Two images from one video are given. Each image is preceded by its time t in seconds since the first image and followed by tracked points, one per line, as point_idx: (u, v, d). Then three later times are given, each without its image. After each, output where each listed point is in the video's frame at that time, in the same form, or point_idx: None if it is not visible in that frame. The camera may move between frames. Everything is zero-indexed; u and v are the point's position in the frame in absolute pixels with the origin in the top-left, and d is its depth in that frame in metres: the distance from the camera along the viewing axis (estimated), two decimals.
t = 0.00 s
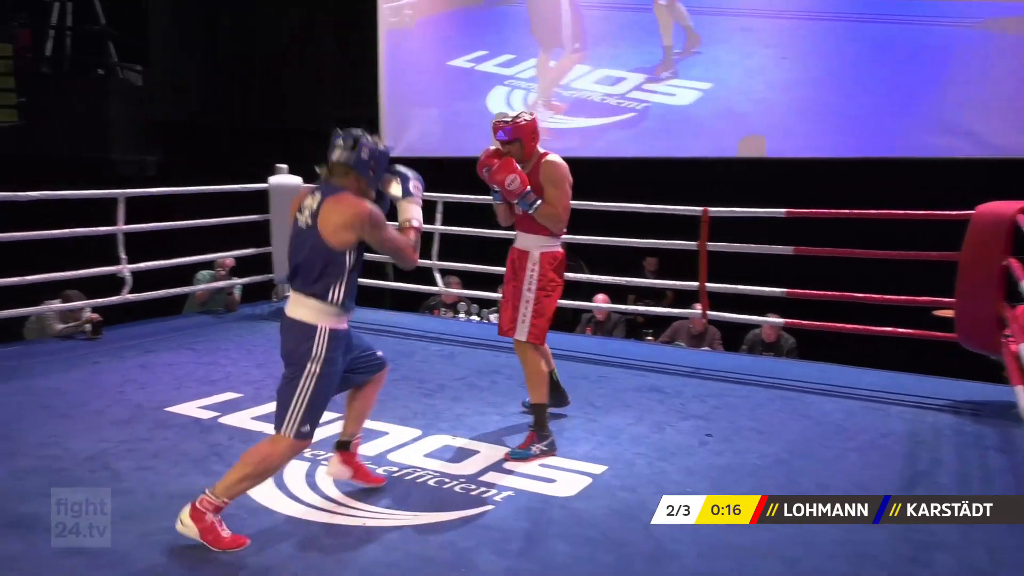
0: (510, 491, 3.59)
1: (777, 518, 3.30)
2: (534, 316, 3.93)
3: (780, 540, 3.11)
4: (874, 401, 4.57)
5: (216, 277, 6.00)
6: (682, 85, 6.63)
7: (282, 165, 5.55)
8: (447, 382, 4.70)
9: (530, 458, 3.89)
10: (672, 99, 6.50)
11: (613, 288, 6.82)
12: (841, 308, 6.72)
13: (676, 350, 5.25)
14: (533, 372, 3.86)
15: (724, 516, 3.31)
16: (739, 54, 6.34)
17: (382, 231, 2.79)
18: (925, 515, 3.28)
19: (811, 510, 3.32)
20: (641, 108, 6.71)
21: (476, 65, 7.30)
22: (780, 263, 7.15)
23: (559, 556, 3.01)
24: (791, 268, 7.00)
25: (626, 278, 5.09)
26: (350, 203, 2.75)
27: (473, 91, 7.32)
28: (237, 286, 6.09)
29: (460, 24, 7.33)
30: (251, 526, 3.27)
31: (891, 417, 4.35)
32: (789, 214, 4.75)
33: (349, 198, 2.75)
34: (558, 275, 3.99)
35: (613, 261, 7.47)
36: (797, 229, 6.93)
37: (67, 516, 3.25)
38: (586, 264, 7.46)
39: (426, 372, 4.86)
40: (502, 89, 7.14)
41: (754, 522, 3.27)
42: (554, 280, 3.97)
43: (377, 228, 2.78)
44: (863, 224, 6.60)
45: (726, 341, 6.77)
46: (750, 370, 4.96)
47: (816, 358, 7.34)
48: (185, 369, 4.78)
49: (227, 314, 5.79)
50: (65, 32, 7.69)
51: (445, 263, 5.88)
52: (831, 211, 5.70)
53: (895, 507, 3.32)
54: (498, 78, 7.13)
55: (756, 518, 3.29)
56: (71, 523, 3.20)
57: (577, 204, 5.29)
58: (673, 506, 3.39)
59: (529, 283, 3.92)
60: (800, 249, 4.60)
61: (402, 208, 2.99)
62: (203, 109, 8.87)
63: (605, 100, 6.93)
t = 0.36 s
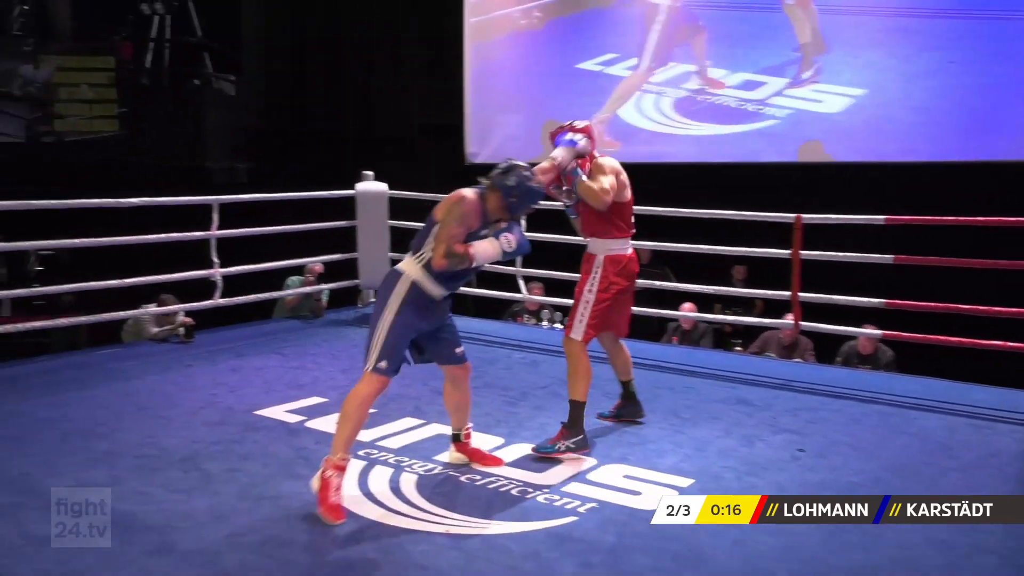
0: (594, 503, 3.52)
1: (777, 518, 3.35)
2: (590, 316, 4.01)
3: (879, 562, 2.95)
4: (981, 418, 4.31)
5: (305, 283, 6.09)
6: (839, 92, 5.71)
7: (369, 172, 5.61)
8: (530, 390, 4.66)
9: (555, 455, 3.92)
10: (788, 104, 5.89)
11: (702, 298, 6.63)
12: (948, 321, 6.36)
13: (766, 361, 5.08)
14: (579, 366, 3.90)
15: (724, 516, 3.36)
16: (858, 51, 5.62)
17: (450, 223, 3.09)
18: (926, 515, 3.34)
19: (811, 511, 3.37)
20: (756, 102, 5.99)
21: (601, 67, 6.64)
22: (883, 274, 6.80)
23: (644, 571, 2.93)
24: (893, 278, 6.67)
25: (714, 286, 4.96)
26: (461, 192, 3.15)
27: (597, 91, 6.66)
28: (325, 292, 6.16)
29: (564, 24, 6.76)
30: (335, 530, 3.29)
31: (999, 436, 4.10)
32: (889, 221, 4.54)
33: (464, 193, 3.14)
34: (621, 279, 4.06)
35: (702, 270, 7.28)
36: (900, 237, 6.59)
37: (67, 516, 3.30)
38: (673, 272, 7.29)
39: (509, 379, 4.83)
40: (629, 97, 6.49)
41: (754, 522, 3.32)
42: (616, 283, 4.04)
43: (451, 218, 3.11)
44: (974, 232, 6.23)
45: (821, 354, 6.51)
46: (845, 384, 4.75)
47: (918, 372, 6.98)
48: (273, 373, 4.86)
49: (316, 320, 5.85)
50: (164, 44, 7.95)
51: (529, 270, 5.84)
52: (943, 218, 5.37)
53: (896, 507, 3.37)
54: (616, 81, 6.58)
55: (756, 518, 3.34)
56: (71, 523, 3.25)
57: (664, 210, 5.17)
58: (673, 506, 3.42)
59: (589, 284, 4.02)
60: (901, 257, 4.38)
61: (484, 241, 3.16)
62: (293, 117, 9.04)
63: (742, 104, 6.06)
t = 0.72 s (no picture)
0: (619, 512, 3.44)
1: (777, 517, 3.38)
2: (595, 336, 3.89)
3: None
4: (1020, 430, 4.18)
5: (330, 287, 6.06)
6: (926, 101, 5.35)
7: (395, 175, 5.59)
8: (555, 397, 4.59)
9: (568, 469, 3.83)
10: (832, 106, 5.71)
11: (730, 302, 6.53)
12: (986, 327, 6.21)
13: (797, 369, 4.98)
14: (576, 385, 3.79)
15: (723, 516, 3.39)
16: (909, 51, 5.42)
17: (445, 217, 3.28)
18: (924, 514, 3.38)
19: (811, 511, 3.39)
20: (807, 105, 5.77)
21: (670, 68, 6.36)
22: (918, 279, 6.66)
23: None
24: (929, 284, 6.54)
25: (744, 292, 4.87)
26: (441, 183, 3.30)
27: (634, 91, 6.52)
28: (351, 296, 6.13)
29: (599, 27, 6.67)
30: (357, 536, 3.24)
31: None
32: (926, 225, 4.43)
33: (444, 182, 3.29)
34: (631, 299, 3.91)
35: (731, 275, 7.18)
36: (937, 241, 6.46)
37: (67, 517, 3.28)
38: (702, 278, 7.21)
39: (534, 386, 4.76)
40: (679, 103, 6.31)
41: (754, 522, 3.34)
42: (623, 303, 3.90)
43: (444, 211, 3.29)
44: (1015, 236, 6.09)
45: (853, 360, 6.38)
46: (879, 393, 4.64)
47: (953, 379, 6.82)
48: (297, 377, 4.83)
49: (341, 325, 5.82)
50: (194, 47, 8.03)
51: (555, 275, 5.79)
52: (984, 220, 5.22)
53: (895, 507, 3.40)
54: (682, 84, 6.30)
55: (756, 518, 3.36)
56: (70, 523, 3.22)
57: (694, 215, 5.08)
58: (673, 506, 3.44)
59: (596, 303, 3.90)
60: (939, 263, 4.26)
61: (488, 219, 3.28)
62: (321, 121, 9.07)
63: (819, 111, 5.76)
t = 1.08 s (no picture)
0: (628, 514, 3.36)
1: (777, 517, 3.33)
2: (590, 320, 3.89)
3: None
4: None
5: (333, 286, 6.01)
6: (943, 98, 5.26)
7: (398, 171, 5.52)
8: (561, 397, 4.51)
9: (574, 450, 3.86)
10: (841, 102, 5.62)
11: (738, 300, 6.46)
12: (999, 326, 6.12)
13: (808, 369, 4.90)
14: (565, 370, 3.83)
15: (725, 516, 3.31)
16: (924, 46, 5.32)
17: (371, 212, 3.34)
18: (925, 514, 3.32)
19: (811, 511, 3.34)
20: (811, 99, 5.71)
21: (680, 64, 6.26)
22: (929, 277, 6.57)
23: None
24: (940, 282, 6.44)
25: (754, 290, 4.78)
26: (361, 182, 3.37)
27: (642, 86, 6.42)
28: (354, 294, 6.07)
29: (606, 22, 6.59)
30: (360, 538, 3.18)
31: None
32: (940, 221, 4.34)
33: (364, 180, 3.38)
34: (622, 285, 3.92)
35: (739, 272, 7.10)
36: (949, 238, 6.36)
37: (68, 517, 3.23)
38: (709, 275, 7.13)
39: (540, 385, 4.69)
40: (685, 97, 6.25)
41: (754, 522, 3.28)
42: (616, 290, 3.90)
43: (370, 207, 3.35)
44: None
45: (863, 359, 6.29)
46: (892, 393, 4.55)
47: (964, 379, 6.72)
48: (299, 377, 4.77)
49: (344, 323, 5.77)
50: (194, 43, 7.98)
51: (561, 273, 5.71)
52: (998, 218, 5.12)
53: (896, 507, 3.34)
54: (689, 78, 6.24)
55: (757, 518, 3.31)
56: (71, 522, 3.19)
57: (702, 211, 5.00)
58: (673, 506, 3.39)
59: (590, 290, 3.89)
60: (954, 260, 4.16)
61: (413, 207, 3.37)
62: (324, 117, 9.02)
63: (834, 108, 5.64)
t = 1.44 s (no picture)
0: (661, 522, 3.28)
1: (777, 517, 3.31)
2: (606, 320, 3.87)
3: None
4: None
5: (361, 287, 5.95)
6: (1006, 96, 5.00)
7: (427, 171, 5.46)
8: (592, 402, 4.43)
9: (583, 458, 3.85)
10: (888, 100, 5.45)
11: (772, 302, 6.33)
12: None
13: (846, 374, 4.77)
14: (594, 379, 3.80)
15: (724, 516, 3.30)
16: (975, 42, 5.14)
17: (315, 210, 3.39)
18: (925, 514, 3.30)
19: (811, 510, 3.33)
20: (856, 98, 5.55)
21: (722, 62, 6.12)
22: (968, 279, 6.40)
23: None
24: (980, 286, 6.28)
25: (790, 293, 4.66)
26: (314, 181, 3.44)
27: (678, 86, 6.31)
28: (381, 295, 6.03)
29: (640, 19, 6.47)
30: (389, 544, 3.12)
31: None
32: (986, 222, 4.19)
33: (317, 179, 3.45)
34: (637, 281, 3.87)
35: (773, 274, 6.97)
36: (991, 241, 6.19)
37: (66, 516, 3.21)
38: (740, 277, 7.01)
39: (571, 389, 4.61)
40: (724, 96, 6.11)
41: (754, 522, 3.26)
42: (631, 287, 3.86)
43: (317, 206, 3.40)
44: None
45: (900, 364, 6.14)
46: (934, 399, 4.42)
47: (1005, 385, 6.55)
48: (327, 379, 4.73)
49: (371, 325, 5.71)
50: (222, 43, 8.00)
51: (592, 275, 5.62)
52: None
53: (895, 507, 3.32)
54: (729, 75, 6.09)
55: (757, 518, 3.29)
56: (71, 523, 3.16)
57: (738, 212, 4.89)
58: (673, 506, 3.38)
59: (605, 291, 3.85)
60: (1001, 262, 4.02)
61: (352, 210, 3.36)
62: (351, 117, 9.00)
63: (887, 108, 5.45)
